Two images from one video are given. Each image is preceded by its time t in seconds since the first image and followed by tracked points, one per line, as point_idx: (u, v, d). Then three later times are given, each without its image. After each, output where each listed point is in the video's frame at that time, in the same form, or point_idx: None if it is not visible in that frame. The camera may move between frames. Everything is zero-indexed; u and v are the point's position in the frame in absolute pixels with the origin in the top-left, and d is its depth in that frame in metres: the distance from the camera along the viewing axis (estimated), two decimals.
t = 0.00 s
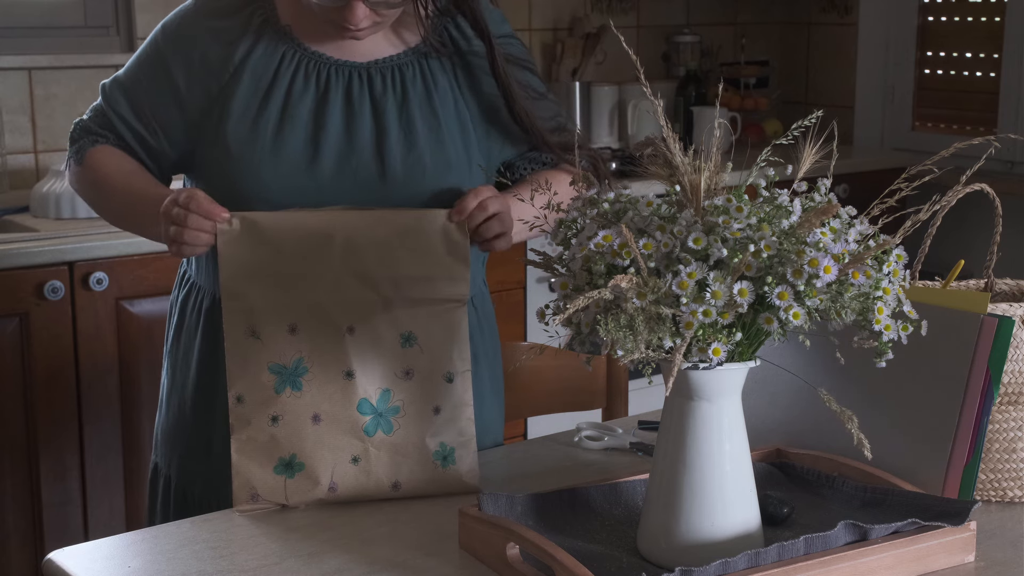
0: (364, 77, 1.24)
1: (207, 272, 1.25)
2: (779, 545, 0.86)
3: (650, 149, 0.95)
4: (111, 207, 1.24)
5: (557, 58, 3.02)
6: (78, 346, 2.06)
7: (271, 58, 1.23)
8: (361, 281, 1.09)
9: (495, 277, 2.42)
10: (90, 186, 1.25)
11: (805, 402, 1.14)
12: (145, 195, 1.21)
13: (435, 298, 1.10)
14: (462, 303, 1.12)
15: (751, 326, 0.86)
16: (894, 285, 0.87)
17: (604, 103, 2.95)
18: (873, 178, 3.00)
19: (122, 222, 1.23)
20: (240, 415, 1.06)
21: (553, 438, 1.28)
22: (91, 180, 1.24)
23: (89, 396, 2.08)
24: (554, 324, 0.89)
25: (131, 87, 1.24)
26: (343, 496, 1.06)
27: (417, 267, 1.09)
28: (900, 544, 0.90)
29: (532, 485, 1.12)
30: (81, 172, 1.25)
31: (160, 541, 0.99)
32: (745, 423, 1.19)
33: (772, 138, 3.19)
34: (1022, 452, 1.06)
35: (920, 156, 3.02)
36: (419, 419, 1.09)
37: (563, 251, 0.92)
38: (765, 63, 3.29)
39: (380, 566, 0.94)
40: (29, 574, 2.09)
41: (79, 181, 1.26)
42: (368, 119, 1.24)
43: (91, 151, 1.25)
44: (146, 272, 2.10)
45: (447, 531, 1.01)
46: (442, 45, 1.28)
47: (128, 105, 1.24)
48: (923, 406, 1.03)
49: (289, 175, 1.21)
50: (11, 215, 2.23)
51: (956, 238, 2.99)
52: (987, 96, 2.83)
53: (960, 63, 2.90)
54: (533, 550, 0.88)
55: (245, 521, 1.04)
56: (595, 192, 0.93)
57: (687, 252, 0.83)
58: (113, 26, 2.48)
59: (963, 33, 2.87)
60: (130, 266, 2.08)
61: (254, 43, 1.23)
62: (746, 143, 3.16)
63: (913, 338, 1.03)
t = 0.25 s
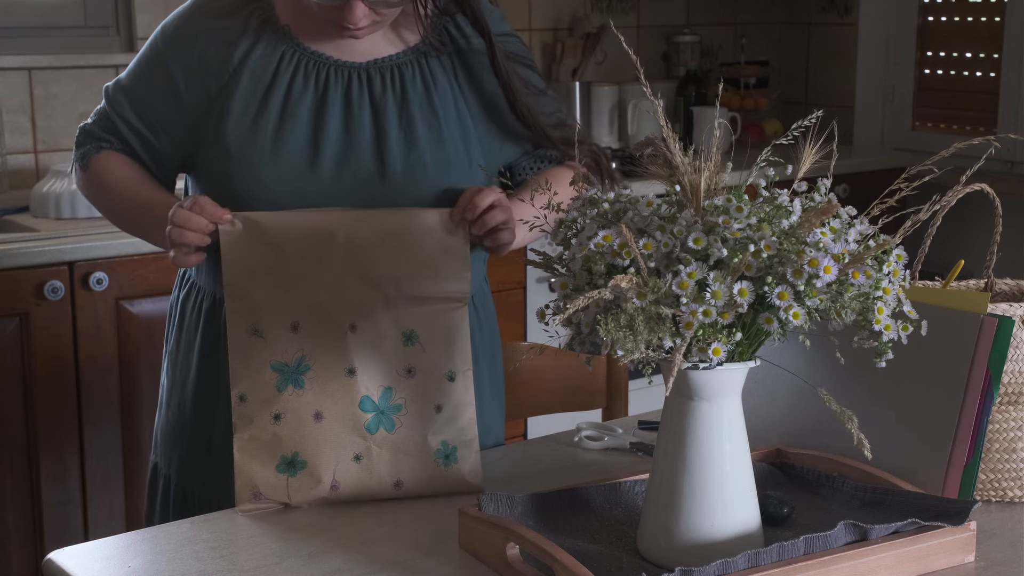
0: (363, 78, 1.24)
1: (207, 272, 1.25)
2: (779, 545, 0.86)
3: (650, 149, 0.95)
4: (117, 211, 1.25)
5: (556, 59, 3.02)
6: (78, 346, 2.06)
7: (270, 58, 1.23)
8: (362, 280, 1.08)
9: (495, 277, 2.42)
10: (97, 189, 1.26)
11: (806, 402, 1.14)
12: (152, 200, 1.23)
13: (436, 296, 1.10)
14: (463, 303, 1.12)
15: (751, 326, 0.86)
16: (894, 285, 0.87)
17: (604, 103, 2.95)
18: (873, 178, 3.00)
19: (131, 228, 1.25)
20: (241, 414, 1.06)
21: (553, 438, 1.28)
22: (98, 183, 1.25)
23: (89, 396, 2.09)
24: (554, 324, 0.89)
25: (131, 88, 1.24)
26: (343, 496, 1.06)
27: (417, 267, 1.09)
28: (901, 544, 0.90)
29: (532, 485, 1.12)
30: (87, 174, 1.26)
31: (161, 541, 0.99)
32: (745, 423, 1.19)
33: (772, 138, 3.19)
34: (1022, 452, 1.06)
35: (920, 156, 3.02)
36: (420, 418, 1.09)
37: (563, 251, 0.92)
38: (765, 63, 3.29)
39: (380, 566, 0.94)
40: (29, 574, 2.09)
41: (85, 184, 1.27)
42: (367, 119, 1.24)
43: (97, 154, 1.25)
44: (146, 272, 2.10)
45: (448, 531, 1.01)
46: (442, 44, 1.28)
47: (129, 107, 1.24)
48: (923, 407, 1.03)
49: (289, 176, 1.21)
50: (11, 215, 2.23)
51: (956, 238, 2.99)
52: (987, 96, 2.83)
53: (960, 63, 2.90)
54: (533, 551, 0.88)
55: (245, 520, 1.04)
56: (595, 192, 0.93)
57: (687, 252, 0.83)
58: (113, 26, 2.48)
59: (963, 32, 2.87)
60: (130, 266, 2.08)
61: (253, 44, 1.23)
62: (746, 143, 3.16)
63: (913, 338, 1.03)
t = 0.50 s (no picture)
0: (363, 76, 1.24)
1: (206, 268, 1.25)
2: (779, 545, 0.86)
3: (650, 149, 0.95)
4: (116, 207, 1.27)
5: (557, 59, 3.02)
6: (78, 347, 2.06)
7: (268, 57, 1.23)
8: (362, 279, 1.09)
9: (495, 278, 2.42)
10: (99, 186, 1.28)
11: (806, 402, 1.14)
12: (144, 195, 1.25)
13: (437, 295, 1.11)
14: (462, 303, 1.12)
15: (751, 326, 0.86)
16: (894, 285, 0.87)
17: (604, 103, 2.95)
18: (872, 178, 3.00)
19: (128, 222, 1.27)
20: (241, 412, 1.06)
21: (553, 438, 1.28)
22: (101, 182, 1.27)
23: (89, 396, 2.09)
24: (554, 324, 0.89)
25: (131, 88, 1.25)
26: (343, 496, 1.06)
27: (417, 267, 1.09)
28: (900, 544, 0.90)
29: (532, 485, 1.12)
30: (93, 173, 1.28)
31: (160, 541, 0.99)
32: (745, 423, 1.19)
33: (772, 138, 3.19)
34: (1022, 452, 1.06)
35: (920, 156, 3.02)
36: (420, 415, 1.09)
37: (563, 251, 0.92)
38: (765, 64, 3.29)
39: (380, 566, 0.94)
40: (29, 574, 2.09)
41: (90, 183, 1.29)
42: (366, 117, 1.23)
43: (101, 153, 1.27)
44: (145, 272, 2.10)
45: (448, 531, 1.01)
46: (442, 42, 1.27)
47: (133, 106, 1.26)
48: (923, 406, 1.03)
49: (289, 175, 1.21)
50: (11, 214, 2.23)
51: (956, 238, 2.99)
52: (987, 96, 2.83)
53: (960, 63, 2.90)
54: (533, 550, 0.88)
55: (245, 518, 1.04)
56: (595, 192, 0.93)
57: (687, 252, 0.83)
58: (113, 26, 2.48)
59: (963, 33, 2.87)
60: (130, 266, 2.08)
61: (252, 43, 1.23)
62: (746, 143, 3.16)
63: (913, 338, 1.03)
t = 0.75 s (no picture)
0: (361, 74, 1.24)
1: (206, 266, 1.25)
2: (779, 545, 0.86)
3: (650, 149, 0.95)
4: (115, 204, 1.28)
5: (556, 59, 3.02)
6: (78, 346, 2.06)
7: (267, 54, 1.22)
8: (362, 279, 1.09)
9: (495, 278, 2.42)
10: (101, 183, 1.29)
11: (806, 402, 1.14)
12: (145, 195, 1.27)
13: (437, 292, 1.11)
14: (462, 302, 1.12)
15: (751, 326, 0.86)
16: (894, 285, 0.87)
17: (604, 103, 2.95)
18: (872, 178, 3.00)
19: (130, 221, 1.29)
20: (241, 411, 1.06)
21: (553, 438, 1.28)
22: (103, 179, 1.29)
23: (89, 396, 2.09)
24: (554, 324, 0.89)
25: (131, 85, 1.25)
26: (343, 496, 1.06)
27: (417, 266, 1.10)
28: (900, 543, 0.90)
29: (531, 485, 1.12)
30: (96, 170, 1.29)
31: (160, 541, 0.99)
32: (745, 423, 1.19)
33: (772, 138, 3.18)
34: (1022, 452, 1.06)
35: (920, 156, 3.02)
36: (421, 414, 1.09)
37: (563, 251, 0.92)
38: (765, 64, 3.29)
39: (380, 566, 0.94)
40: (29, 574, 2.09)
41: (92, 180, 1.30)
42: (365, 115, 1.23)
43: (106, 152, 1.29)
44: (145, 272, 2.10)
45: (448, 531, 1.01)
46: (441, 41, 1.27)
47: (135, 104, 1.26)
48: (922, 406, 1.03)
49: (288, 173, 1.21)
50: (11, 214, 2.23)
51: (956, 238, 2.99)
52: (987, 96, 2.83)
53: (960, 63, 2.90)
54: (533, 550, 0.88)
55: (245, 518, 1.04)
56: (595, 192, 0.93)
57: (687, 252, 0.83)
58: (113, 26, 2.48)
59: (963, 32, 2.87)
60: (130, 266, 2.08)
61: (250, 41, 1.23)
62: (747, 143, 3.16)
63: (913, 338, 1.03)
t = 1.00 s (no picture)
0: (360, 73, 1.24)
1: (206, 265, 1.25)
2: (779, 545, 0.86)
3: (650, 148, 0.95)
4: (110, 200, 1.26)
5: (556, 59, 3.02)
6: (78, 346, 2.06)
7: (267, 52, 1.22)
8: (362, 280, 1.09)
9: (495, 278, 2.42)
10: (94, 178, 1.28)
11: (807, 402, 1.14)
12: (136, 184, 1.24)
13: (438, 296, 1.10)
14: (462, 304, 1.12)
15: (751, 326, 0.86)
16: (894, 285, 0.87)
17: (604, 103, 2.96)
18: (873, 178, 3.00)
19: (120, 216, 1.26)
20: (240, 416, 1.05)
21: (553, 438, 1.28)
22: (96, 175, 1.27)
23: (89, 396, 2.09)
24: (553, 323, 0.89)
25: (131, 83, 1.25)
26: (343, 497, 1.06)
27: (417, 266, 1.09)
28: (901, 544, 0.90)
29: (532, 485, 1.12)
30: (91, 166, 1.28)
31: (161, 542, 0.99)
32: (745, 423, 1.19)
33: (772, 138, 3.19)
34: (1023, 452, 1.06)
35: (920, 156, 3.02)
36: (421, 418, 1.09)
37: (563, 251, 0.92)
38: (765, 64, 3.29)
39: (380, 566, 0.94)
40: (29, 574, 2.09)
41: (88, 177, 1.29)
42: (364, 114, 1.23)
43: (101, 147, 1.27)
44: (145, 272, 2.10)
45: (448, 531, 1.01)
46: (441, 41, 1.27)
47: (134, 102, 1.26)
48: (922, 406, 1.03)
49: (286, 172, 1.21)
50: (11, 215, 2.23)
51: (956, 238, 2.99)
52: (987, 96, 2.83)
53: (960, 63, 2.90)
54: (533, 550, 0.88)
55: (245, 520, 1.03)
56: (595, 192, 0.93)
57: (687, 252, 0.83)
58: (113, 26, 2.48)
59: (963, 32, 2.87)
60: (130, 266, 2.08)
61: (249, 39, 1.22)
62: (746, 143, 3.16)
63: (913, 338, 1.03)
